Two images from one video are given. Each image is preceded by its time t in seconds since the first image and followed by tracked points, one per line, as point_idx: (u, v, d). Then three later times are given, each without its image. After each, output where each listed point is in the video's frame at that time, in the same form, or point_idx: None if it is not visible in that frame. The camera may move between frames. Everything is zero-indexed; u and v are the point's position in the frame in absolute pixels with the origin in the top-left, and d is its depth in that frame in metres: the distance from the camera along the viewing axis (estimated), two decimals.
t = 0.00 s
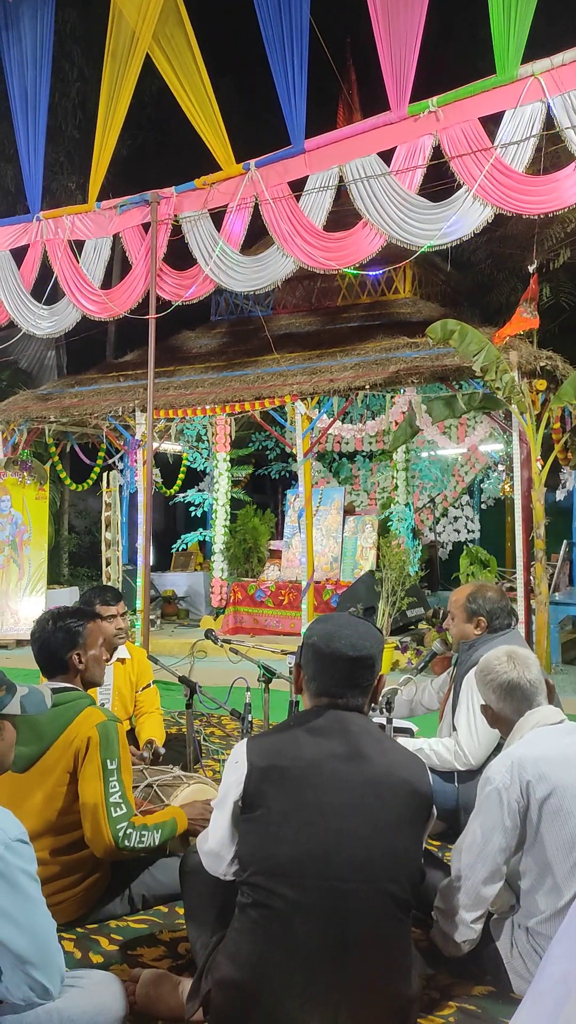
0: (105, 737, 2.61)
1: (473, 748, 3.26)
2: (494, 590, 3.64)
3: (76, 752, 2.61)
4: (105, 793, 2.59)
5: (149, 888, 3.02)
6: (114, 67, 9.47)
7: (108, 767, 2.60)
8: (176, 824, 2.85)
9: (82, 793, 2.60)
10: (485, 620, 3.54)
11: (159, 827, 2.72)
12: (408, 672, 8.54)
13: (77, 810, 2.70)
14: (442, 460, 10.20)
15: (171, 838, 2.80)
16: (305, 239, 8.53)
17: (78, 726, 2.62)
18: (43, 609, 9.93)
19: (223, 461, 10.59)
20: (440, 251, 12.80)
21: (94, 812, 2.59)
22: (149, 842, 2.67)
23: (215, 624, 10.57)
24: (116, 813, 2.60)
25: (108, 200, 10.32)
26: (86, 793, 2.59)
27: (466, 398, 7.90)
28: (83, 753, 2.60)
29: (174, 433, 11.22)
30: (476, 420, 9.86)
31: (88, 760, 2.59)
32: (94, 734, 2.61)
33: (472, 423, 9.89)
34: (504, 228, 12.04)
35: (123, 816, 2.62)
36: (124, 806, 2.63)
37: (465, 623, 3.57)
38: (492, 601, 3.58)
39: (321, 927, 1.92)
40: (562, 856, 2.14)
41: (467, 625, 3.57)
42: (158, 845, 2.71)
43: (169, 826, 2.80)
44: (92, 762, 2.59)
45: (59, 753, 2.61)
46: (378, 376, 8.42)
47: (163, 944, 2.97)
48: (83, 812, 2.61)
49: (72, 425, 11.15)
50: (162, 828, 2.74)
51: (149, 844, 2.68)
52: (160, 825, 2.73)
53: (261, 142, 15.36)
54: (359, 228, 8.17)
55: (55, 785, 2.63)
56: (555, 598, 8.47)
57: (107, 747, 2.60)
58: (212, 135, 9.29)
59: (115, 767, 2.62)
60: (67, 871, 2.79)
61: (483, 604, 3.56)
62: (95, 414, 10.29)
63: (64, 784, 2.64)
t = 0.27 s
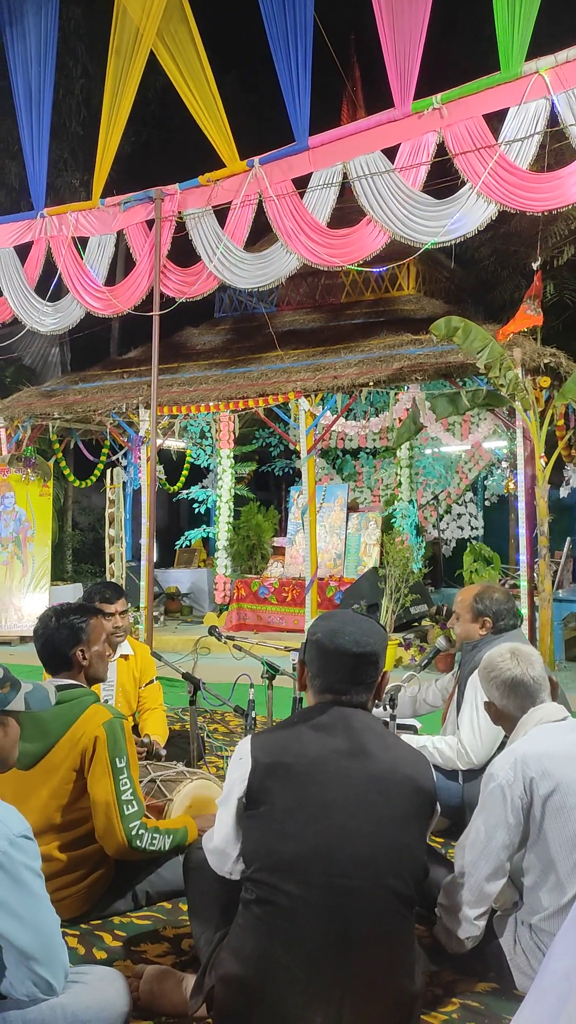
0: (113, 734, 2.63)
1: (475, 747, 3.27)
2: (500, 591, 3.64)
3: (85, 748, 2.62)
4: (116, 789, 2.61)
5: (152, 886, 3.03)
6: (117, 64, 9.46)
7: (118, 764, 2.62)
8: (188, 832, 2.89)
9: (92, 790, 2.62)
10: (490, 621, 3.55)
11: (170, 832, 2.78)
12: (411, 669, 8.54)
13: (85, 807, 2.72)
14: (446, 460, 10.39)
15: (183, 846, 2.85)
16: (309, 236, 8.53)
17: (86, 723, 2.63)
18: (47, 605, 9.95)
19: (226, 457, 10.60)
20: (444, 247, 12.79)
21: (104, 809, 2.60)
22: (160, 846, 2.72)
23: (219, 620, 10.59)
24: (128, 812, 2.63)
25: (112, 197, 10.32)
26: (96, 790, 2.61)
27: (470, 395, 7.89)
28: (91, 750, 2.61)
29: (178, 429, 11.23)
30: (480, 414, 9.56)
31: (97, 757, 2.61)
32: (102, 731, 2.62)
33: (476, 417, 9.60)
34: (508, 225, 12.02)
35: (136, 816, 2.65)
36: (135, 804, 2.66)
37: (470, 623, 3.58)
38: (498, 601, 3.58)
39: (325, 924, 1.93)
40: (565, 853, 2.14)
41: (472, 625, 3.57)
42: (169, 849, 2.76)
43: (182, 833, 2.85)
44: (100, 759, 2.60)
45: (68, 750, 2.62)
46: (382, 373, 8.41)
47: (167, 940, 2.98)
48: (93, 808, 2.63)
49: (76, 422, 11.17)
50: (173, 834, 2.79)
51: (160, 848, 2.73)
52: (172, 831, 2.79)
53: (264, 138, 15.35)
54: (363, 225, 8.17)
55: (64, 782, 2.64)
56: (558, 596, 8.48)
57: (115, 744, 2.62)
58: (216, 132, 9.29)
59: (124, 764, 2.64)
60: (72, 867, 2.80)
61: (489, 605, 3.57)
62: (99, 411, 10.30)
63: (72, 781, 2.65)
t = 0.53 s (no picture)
0: (112, 733, 2.62)
1: (476, 747, 3.27)
2: (504, 592, 3.65)
3: (83, 748, 2.61)
4: (109, 789, 2.60)
5: (155, 883, 3.04)
6: (120, 62, 9.47)
7: (114, 764, 2.60)
8: (187, 825, 2.92)
9: (87, 789, 2.62)
10: (493, 621, 3.56)
11: (167, 830, 2.78)
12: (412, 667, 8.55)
13: (83, 806, 2.72)
14: (447, 458, 10.37)
15: (181, 839, 2.87)
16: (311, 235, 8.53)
17: (85, 722, 2.63)
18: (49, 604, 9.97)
19: (228, 456, 10.62)
20: (446, 246, 12.78)
21: (97, 808, 2.61)
22: (154, 844, 2.72)
23: (221, 619, 10.60)
24: (121, 812, 2.63)
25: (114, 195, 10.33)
26: (91, 789, 2.60)
27: (472, 394, 7.90)
28: (89, 749, 2.61)
29: (180, 428, 11.24)
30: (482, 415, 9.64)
31: (93, 756, 2.60)
32: (101, 730, 2.62)
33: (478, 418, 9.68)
34: (510, 224, 12.02)
35: (129, 816, 2.65)
36: (129, 804, 2.65)
37: (473, 623, 3.59)
38: (502, 602, 3.59)
39: (327, 921, 1.94)
40: (567, 852, 2.15)
41: (475, 625, 3.58)
42: (164, 847, 2.77)
43: (179, 829, 2.87)
44: (97, 759, 2.59)
45: (68, 748, 2.62)
46: (384, 371, 8.41)
47: (169, 938, 3.00)
48: (88, 807, 2.63)
49: (78, 421, 11.18)
50: (170, 830, 2.80)
51: (154, 846, 2.73)
52: (169, 828, 2.80)
53: (266, 137, 15.34)
54: (365, 223, 8.17)
55: (62, 780, 2.65)
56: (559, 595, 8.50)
57: (113, 744, 2.61)
58: (218, 130, 9.28)
59: (120, 764, 2.62)
60: (73, 865, 2.81)
61: (493, 605, 3.57)
62: (101, 409, 10.31)
63: (70, 780, 2.65)
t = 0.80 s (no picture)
0: (116, 732, 2.62)
1: (478, 748, 3.27)
2: (505, 593, 3.65)
3: (87, 746, 2.62)
4: (116, 786, 2.61)
5: (156, 882, 3.04)
6: (122, 62, 9.47)
7: (119, 761, 2.62)
8: (186, 813, 2.89)
9: (92, 786, 2.62)
10: (494, 621, 3.55)
11: (169, 818, 2.77)
12: (414, 667, 8.55)
13: (87, 804, 2.72)
14: (449, 458, 10.39)
15: (181, 828, 2.84)
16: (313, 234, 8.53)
17: (89, 721, 2.63)
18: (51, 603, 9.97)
19: (230, 456, 10.62)
20: (448, 246, 12.78)
21: (104, 805, 2.61)
22: (160, 834, 2.71)
23: (222, 618, 10.60)
24: (128, 807, 2.63)
25: (116, 195, 10.34)
26: (97, 787, 2.61)
27: (474, 394, 7.90)
28: (94, 748, 2.61)
29: (181, 428, 11.25)
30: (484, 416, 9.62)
31: (99, 754, 2.61)
32: (104, 729, 2.62)
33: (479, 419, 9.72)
34: (512, 224, 12.02)
35: (135, 811, 2.65)
36: (135, 800, 2.66)
37: (474, 624, 3.58)
38: (503, 603, 3.59)
39: (328, 921, 1.94)
40: (569, 852, 2.15)
41: (476, 625, 3.58)
42: (169, 835, 2.76)
43: (179, 817, 2.85)
44: (102, 758, 2.60)
45: (72, 747, 2.62)
46: (386, 371, 8.41)
47: (170, 938, 3.00)
48: (94, 805, 2.63)
49: (80, 420, 11.19)
50: (172, 818, 2.79)
51: (159, 836, 2.72)
52: (170, 817, 2.78)
53: (268, 136, 15.35)
54: (367, 223, 8.17)
55: (66, 779, 2.65)
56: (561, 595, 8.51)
57: (118, 743, 2.62)
58: (220, 130, 9.28)
59: (125, 762, 2.64)
60: (76, 864, 2.81)
61: (494, 606, 3.57)
62: (103, 409, 10.31)
63: (74, 779, 2.65)
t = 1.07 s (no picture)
0: (116, 735, 2.62)
1: (476, 748, 3.27)
2: (506, 594, 3.64)
3: (88, 749, 2.62)
4: (118, 790, 2.61)
5: (157, 884, 3.07)
6: (123, 63, 9.47)
7: (120, 765, 2.61)
8: (192, 830, 2.89)
9: (94, 789, 2.62)
10: (495, 623, 3.55)
11: (174, 830, 2.79)
12: (415, 669, 8.54)
13: (88, 807, 2.72)
14: (450, 460, 10.40)
15: (186, 843, 2.84)
16: (314, 236, 8.53)
17: (90, 723, 2.63)
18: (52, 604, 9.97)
19: (231, 457, 10.61)
20: (449, 247, 12.78)
21: (107, 809, 2.61)
22: (163, 845, 2.73)
23: (223, 619, 10.59)
24: (131, 812, 2.63)
25: (117, 196, 10.34)
26: (98, 790, 2.61)
27: (475, 395, 7.90)
28: (94, 750, 2.61)
29: (183, 429, 11.25)
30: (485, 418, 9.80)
31: (100, 757, 2.60)
32: (105, 732, 2.62)
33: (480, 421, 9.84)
34: (513, 225, 12.02)
35: (139, 817, 2.65)
36: (138, 805, 2.66)
37: (475, 625, 3.58)
38: (504, 604, 3.58)
39: (328, 922, 1.94)
40: (570, 854, 2.15)
41: (477, 627, 3.57)
42: (172, 847, 2.77)
43: (185, 831, 2.85)
44: (103, 760, 2.60)
45: (73, 749, 2.63)
46: (387, 372, 8.41)
47: (171, 939, 3.00)
48: (96, 808, 2.63)
49: (81, 421, 11.19)
50: (177, 831, 2.80)
51: (163, 847, 2.74)
52: (175, 829, 2.80)
53: (270, 138, 15.36)
54: (368, 224, 8.17)
55: (67, 782, 2.65)
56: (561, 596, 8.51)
57: (118, 745, 2.61)
58: (221, 132, 9.29)
59: (126, 766, 2.63)
60: (77, 866, 2.81)
61: (495, 607, 3.57)
62: (104, 410, 10.31)
63: (75, 781, 2.65)
